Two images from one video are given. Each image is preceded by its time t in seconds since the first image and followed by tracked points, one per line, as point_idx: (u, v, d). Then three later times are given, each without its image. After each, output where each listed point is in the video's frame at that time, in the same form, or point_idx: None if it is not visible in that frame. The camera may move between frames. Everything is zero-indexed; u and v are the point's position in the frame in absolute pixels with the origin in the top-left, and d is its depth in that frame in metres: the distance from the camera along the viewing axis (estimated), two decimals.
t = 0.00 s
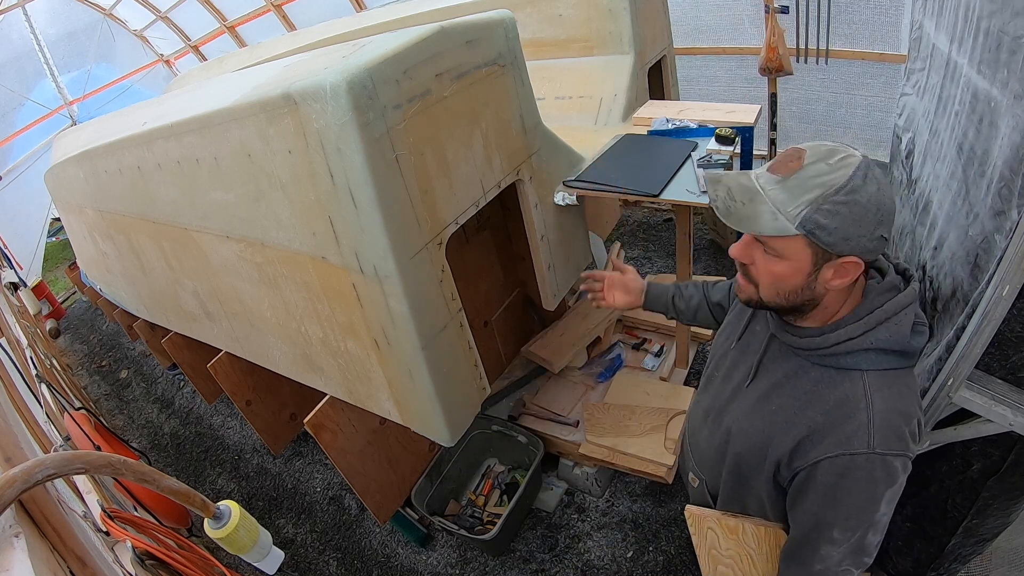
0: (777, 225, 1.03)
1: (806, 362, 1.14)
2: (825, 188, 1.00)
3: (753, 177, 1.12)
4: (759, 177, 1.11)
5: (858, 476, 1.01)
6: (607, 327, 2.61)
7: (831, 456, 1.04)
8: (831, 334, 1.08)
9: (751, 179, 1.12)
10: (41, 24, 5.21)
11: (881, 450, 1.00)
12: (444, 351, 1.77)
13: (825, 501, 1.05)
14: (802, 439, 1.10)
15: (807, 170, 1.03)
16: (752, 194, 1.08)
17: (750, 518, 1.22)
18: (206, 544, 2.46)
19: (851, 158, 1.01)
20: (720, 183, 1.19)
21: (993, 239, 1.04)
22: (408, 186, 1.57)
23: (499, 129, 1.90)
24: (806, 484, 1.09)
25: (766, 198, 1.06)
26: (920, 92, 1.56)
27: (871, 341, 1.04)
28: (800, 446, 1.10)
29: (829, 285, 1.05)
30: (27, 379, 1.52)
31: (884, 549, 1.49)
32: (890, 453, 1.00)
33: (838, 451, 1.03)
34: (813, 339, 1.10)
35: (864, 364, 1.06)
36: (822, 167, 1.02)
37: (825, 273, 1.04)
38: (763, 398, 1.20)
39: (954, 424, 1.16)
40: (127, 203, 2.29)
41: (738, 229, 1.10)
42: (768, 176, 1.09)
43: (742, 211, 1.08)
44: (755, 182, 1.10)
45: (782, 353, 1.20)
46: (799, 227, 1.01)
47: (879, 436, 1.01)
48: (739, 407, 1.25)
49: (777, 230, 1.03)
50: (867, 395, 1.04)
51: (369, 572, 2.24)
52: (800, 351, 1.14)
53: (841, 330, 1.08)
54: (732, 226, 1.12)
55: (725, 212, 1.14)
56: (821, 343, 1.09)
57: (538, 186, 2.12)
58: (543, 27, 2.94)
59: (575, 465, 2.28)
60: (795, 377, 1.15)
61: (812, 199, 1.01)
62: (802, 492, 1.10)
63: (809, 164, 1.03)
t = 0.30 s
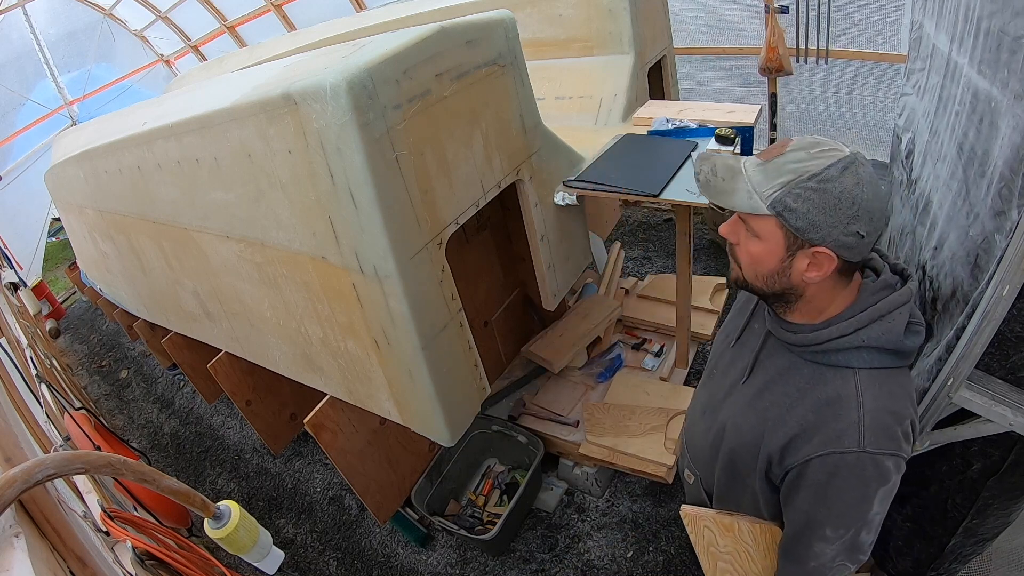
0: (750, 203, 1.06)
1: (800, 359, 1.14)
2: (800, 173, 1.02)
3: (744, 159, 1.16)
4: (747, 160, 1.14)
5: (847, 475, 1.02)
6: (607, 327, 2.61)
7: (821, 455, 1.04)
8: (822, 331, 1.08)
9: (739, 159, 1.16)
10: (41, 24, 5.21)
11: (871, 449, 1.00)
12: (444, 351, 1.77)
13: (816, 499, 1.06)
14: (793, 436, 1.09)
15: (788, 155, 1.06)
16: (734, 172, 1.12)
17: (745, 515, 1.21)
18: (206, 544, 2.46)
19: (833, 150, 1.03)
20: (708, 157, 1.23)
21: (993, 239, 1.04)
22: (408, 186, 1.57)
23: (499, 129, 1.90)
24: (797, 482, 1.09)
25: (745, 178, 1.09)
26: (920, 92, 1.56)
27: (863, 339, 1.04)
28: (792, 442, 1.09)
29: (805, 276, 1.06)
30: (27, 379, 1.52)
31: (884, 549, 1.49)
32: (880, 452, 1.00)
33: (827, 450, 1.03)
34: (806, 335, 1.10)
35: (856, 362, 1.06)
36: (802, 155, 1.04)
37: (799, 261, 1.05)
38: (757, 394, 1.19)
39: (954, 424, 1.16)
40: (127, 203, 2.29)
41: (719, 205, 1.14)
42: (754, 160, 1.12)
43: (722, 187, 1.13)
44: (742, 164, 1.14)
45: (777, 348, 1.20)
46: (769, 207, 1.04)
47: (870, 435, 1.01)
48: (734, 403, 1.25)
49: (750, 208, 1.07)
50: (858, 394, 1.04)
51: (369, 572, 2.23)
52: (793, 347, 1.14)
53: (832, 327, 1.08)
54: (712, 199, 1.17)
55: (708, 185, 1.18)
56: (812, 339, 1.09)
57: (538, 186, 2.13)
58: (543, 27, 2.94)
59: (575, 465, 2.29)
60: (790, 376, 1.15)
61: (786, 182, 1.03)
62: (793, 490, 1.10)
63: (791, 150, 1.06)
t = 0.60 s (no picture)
0: (754, 182, 1.09)
1: (801, 354, 1.14)
2: (805, 160, 1.05)
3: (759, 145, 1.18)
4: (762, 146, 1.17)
5: (839, 473, 1.01)
6: (607, 327, 2.61)
7: (814, 451, 1.03)
8: (823, 327, 1.08)
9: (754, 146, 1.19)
10: (41, 24, 5.20)
11: (864, 449, 0.99)
12: (444, 351, 1.77)
13: (809, 496, 1.05)
14: (788, 431, 1.09)
15: (798, 143, 1.08)
16: (746, 154, 1.15)
17: (741, 519, 1.23)
18: (206, 544, 2.46)
19: (841, 145, 1.05)
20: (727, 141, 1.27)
21: (993, 240, 1.04)
22: (408, 186, 1.57)
23: (499, 129, 1.90)
24: (790, 479, 1.08)
25: (755, 159, 1.12)
26: (920, 93, 1.56)
27: (863, 338, 1.04)
28: (786, 437, 1.09)
29: (800, 267, 1.07)
30: (27, 379, 1.52)
31: (884, 549, 1.49)
32: (874, 453, 0.99)
33: (821, 447, 1.03)
34: (806, 330, 1.11)
35: (856, 360, 1.06)
36: (811, 144, 1.06)
37: (796, 249, 1.06)
38: (757, 386, 1.20)
39: (954, 424, 1.16)
40: (127, 203, 2.29)
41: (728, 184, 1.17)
42: (767, 146, 1.15)
43: (732, 166, 1.16)
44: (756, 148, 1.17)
45: (776, 348, 1.19)
46: (771, 188, 1.06)
47: (865, 434, 1.00)
48: (733, 399, 1.25)
49: (753, 187, 1.09)
50: (856, 392, 1.04)
51: (369, 572, 2.23)
52: (794, 342, 1.14)
53: (834, 322, 1.08)
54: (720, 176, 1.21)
55: (719, 163, 1.21)
56: (813, 333, 1.09)
57: (538, 186, 2.13)
58: (543, 27, 2.94)
59: (575, 465, 2.29)
60: (788, 374, 1.15)
61: (790, 166, 1.05)
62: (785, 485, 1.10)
63: (803, 139, 1.08)
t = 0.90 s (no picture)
0: (762, 172, 1.10)
1: (804, 351, 1.14)
2: (812, 153, 1.05)
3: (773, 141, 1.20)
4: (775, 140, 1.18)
5: (838, 471, 1.01)
6: (607, 327, 2.61)
7: (814, 448, 1.03)
8: (827, 323, 1.08)
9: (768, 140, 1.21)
10: (41, 24, 5.21)
11: (864, 447, 0.99)
12: (444, 351, 1.77)
13: (806, 494, 1.05)
14: (788, 426, 1.09)
15: (808, 137, 1.09)
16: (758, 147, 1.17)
17: (740, 515, 1.22)
18: (205, 544, 2.47)
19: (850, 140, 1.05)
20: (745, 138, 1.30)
21: (992, 240, 1.04)
22: (408, 186, 1.57)
23: (499, 129, 1.90)
24: (788, 475, 1.08)
25: (765, 152, 1.14)
26: (920, 92, 1.56)
27: (866, 336, 1.04)
28: (786, 433, 1.09)
29: (802, 259, 1.07)
30: (27, 379, 1.52)
31: (884, 549, 1.49)
32: (874, 452, 0.99)
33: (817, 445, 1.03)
34: (809, 326, 1.11)
35: (858, 358, 1.06)
36: (820, 139, 1.07)
37: (798, 241, 1.06)
38: (757, 381, 1.20)
39: (954, 424, 1.16)
40: (127, 203, 2.29)
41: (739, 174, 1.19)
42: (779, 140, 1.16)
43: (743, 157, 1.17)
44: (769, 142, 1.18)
45: (777, 346, 1.19)
46: (777, 178, 1.07)
47: (864, 433, 1.00)
48: (732, 396, 1.25)
49: (760, 177, 1.11)
50: (857, 391, 1.04)
51: (369, 572, 2.23)
52: (797, 337, 1.14)
53: (839, 319, 1.08)
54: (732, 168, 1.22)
55: (732, 154, 1.25)
56: (817, 329, 1.09)
57: (538, 186, 2.13)
58: (543, 27, 2.94)
59: (575, 465, 2.28)
60: (788, 373, 1.13)
61: (796, 158, 1.06)
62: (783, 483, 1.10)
63: (813, 134, 1.09)
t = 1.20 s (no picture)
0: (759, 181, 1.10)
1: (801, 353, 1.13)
2: (807, 157, 1.05)
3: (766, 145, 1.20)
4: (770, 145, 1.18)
5: (832, 474, 1.01)
6: (607, 327, 2.61)
7: (804, 454, 1.03)
8: (817, 329, 1.08)
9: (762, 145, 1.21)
10: (41, 24, 5.21)
11: (854, 453, 1.00)
12: (444, 351, 1.77)
13: (801, 496, 1.05)
14: (779, 431, 1.08)
15: (802, 141, 1.09)
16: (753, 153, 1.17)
17: (691, 538, 1.22)
18: (206, 544, 2.46)
19: (845, 140, 1.05)
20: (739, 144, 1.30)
21: (992, 240, 1.04)
22: (408, 186, 1.57)
23: (499, 129, 1.90)
24: (778, 479, 1.08)
25: (760, 158, 1.14)
26: (920, 92, 1.56)
27: (856, 342, 1.04)
28: (777, 436, 1.09)
29: (804, 264, 1.07)
30: (27, 379, 1.52)
31: (884, 549, 1.49)
32: (864, 458, 1.00)
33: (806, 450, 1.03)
34: (802, 330, 1.10)
35: (849, 363, 1.05)
36: (814, 142, 1.07)
37: (799, 246, 1.06)
38: (753, 382, 1.19)
39: (954, 424, 1.16)
40: (127, 203, 2.29)
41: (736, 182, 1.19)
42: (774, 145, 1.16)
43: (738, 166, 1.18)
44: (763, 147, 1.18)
45: (777, 346, 1.19)
46: (774, 185, 1.07)
47: (854, 439, 1.00)
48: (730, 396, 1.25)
49: (757, 185, 1.10)
50: (847, 397, 1.04)
51: (369, 572, 2.23)
52: (791, 341, 1.14)
53: (829, 324, 1.07)
54: (728, 176, 1.22)
55: (727, 162, 1.25)
56: (807, 335, 1.09)
57: (539, 186, 2.13)
58: (543, 27, 2.94)
59: (575, 465, 2.28)
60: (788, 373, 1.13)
61: (792, 163, 1.06)
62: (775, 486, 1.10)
63: (807, 137, 1.09)
